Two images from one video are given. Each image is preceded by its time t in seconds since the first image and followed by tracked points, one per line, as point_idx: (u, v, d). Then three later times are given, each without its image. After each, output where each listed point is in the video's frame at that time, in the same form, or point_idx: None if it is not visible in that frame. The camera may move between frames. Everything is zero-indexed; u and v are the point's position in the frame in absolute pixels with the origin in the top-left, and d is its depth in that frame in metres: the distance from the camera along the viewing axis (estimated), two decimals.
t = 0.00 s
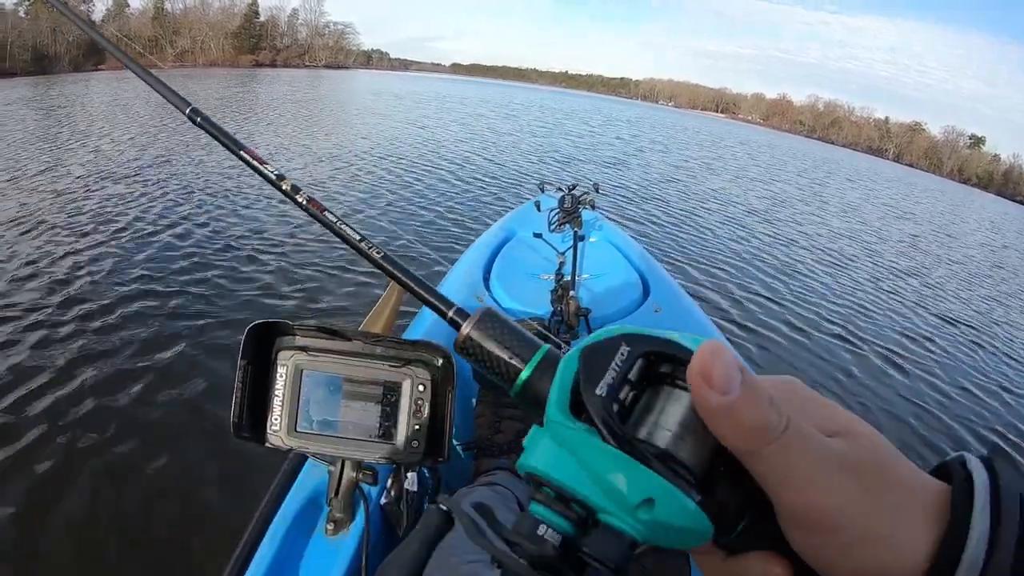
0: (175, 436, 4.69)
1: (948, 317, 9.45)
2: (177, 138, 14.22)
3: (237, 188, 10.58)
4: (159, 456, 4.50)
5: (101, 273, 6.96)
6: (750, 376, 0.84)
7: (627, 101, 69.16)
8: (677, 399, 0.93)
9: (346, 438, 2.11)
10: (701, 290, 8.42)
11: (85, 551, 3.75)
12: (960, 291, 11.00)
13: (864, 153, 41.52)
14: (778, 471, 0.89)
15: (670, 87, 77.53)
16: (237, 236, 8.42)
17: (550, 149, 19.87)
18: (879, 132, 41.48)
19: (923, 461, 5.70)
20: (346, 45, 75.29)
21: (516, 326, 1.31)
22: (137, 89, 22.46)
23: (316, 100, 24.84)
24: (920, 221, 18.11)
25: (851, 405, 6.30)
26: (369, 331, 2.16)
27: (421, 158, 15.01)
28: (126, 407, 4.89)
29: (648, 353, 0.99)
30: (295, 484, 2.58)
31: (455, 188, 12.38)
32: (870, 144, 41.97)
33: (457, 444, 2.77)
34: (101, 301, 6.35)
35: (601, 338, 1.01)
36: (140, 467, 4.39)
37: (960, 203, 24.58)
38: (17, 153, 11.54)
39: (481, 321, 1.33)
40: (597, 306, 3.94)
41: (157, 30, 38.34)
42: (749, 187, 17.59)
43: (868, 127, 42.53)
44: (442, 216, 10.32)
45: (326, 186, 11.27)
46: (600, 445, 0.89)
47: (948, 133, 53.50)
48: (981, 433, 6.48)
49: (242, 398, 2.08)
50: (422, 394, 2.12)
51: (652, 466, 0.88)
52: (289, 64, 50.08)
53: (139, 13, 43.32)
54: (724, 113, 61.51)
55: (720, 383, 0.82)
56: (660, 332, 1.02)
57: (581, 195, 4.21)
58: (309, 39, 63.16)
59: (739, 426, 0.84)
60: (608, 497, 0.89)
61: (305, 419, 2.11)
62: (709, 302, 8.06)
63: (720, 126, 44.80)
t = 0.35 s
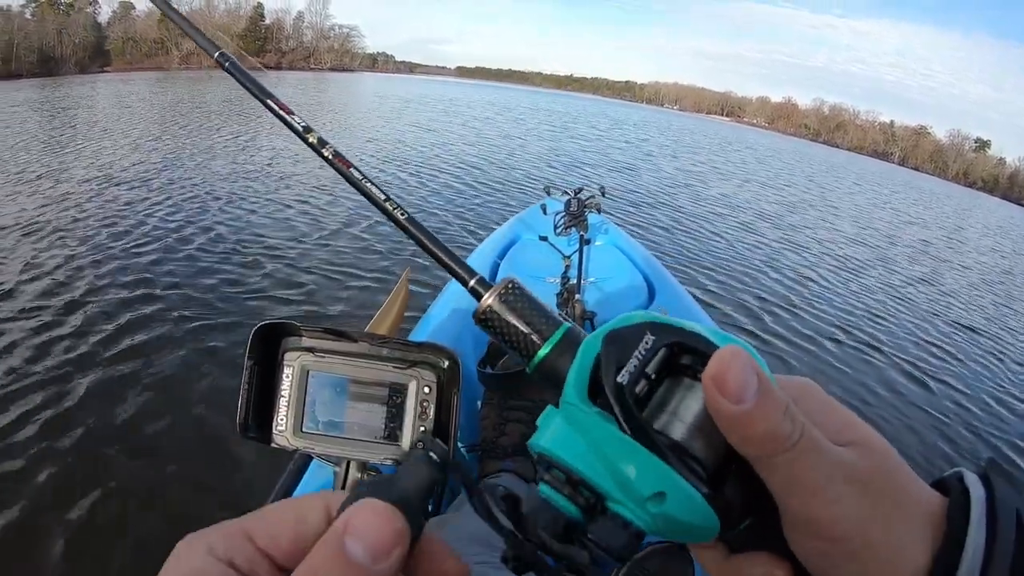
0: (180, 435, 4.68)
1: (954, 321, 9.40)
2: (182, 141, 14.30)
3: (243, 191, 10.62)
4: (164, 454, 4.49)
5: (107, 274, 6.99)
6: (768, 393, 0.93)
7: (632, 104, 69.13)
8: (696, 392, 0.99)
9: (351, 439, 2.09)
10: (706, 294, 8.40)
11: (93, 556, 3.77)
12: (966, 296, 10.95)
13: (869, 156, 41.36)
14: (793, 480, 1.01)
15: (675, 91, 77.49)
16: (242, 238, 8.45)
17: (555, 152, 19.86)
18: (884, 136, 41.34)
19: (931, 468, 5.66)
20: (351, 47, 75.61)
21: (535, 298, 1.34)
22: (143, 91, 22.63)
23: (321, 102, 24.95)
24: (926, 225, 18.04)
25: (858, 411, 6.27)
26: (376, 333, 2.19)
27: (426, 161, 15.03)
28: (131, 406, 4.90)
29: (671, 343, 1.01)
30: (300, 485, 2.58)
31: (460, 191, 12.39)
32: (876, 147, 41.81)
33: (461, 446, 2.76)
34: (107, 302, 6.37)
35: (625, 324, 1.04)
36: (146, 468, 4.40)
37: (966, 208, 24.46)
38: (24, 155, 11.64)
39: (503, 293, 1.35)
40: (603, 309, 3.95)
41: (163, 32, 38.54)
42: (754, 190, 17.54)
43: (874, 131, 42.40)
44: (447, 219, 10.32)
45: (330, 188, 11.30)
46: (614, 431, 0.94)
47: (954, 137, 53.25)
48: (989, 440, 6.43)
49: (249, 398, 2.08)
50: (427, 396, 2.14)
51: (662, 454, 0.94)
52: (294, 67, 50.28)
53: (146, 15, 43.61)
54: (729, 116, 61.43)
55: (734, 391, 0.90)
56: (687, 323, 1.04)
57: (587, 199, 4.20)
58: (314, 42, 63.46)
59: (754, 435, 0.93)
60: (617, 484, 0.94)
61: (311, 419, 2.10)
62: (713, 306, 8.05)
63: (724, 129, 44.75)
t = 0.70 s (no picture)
0: (181, 439, 4.68)
1: (953, 326, 9.43)
2: (183, 142, 14.32)
3: (243, 193, 10.63)
4: (166, 458, 4.49)
5: (108, 275, 6.99)
6: (760, 402, 0.92)
7: (631, 108, 69.46)
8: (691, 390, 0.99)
9: (352, 445, 2.09)
10: (707, 297, 8.39)
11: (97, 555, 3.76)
12: (966, 300, 10.99)
13: (868, 160, 41.52)
14: (795, 490, 0.99)
15: (675, 95, 77.78)
16: (243, 241, 8.44)
17: (555, 155, 19.87)
18: (883, 140, 41.54)
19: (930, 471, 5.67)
20: (351, 48, 75.65)
21: (537, 318, 1.34)
22: (143, 92, 22.66)
23: (321, 104, 24.99)
24: (924, 228, 18.12)
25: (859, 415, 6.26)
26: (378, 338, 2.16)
27: (426, 163, 15.03)
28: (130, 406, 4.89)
29: (662, 341, 1.02)
30: (302, 489, 2.57)
31: (460, 194, 12.39)
32: (874, 151, 41.99)
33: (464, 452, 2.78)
34: (108, 304, 6.37)
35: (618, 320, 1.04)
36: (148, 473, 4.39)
37: (964, 211, 24.56)
38: (25, 156, 11.65)
39: (508, 311, 1.35)
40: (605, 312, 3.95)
41: (162, 31, 38.85)
42: (754, 194, 17.54)
43: (872, 135, 42.59)
44: (447, 222, 10.32)
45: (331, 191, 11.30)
46: (611, 415, 0.90)
47: (952, 141, 53.48)
48: (991, 444, 6.41)
49: (250, 403, 2.07)
50: (429, 401, 2.12)
51: (656, 434, 0.89)
52: (294, 68, 50.39)
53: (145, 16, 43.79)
54: (728, 120, 61.65)
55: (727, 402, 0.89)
56: (682, 324, 1.06)
57: (588, 202, 4.19)
58: (314, 44, 63.72)
59: (746, 446, 0.91)
60: (613, 467, 0.89)
61: (312, 425, 2.09)
62: (714, 309, 8.04)
63: (723, 133, 44.93)
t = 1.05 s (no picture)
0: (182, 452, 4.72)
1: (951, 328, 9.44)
2: (181, 141, 14.28)
3: (241, 194, 10.60)
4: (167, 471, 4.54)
5: (108, 280, 7.01)
6: (687, 369, 0.89)
7: (628, 109, 69.51)
8: (589, 319, 0.98)
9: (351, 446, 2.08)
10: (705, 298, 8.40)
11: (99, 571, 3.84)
12: (962, 303, 11.03)
13: (864, 163, 41.68)
14: (800, 436, 0.94)
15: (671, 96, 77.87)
16: (241, 243, 8.44)
17: (553, 155, 19.85)
18: (879, 142, 41.69)
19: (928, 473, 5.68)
20: (348, 47, 75.46)
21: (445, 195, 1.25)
22: (141, 90, 22.58)
23: (320, 103, 24.94)
24: (922, 230, 18.16)
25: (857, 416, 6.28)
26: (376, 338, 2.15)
27: (424, 163, 15.01)
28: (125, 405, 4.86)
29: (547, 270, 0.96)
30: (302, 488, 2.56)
31: (458, 195, 12.38)
32: (870, 154, 42.16)
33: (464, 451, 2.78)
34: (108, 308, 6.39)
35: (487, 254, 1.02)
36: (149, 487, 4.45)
37: (961, 214, 24.64)
38: (22, 155, 11.62)
39: (412, 195, 1.27)
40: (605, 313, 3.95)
41: (158, 29, 38.67)
42: (752, 196, 17.55)
43: (868, 138, 42.76)
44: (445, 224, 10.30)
45: (330, 192, 11.30)
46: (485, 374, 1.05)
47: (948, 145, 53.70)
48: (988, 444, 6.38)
49: (249, 404, 2.06)
50: (428, 401, 2.13)
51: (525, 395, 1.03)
52: (290, 66, 50.21)
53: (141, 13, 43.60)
54: (725, 121, 61.75)
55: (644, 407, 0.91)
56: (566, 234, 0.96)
57: (587, 203, 4.19)
58: (310, 42, 63.59)
59: (692, 416, 0.91)
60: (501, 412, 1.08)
61: (312, 425, 2.09)
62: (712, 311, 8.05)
63: (721, 134, 44.98)
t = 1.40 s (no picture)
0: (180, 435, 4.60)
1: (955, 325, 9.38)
2: (178, 141, 14.26)
3: (240, 193, 10.59)
4: (163, 453, 4.41)
5: (104, 273, 6.95)
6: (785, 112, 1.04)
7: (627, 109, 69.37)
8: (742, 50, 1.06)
9: (351, 446, 2.08)
10: (702, 297, 8.41)
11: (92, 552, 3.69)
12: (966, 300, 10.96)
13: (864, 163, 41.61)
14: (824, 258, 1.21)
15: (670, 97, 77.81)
16: (239, 238, 8.39)
17: (550, 156, 19.87)
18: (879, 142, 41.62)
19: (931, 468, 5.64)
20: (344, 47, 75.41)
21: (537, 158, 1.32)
22: (137, 90, 22.56)
23: (317, 103, 24.94)
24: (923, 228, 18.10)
25: (858, 413, 6.25)
26: (377, 339, 2.17)
27: (421, 164, 15.00)
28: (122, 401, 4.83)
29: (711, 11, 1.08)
30: (301, 491, 2.55)
31: (455, 195, 12.36)
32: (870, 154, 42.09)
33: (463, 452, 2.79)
34: (103, 300, 6.32)
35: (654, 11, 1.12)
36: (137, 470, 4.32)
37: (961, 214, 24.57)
38: (18, 154, 11.59)
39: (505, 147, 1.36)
40: (604, 315, 3.96)
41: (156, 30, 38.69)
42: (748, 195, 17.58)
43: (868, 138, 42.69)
44: (443, 223, 10.30)
45: (327, 190, 11.28)
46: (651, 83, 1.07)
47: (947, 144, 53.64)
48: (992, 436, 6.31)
49: (249, 404, 2.06)
50: (429, 402, 2.11)
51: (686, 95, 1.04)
52: (288, 67, 50.18)
53: (139, 14, 43.63)
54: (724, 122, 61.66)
55: (747, 83, 0.99)
56: None
57: (585, 203, 4.22)
58: (309, 44, 63.56)
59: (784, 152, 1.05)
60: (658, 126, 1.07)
61: (312, 425, 2.09)
62: (710, 308, 8.06)
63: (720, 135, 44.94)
